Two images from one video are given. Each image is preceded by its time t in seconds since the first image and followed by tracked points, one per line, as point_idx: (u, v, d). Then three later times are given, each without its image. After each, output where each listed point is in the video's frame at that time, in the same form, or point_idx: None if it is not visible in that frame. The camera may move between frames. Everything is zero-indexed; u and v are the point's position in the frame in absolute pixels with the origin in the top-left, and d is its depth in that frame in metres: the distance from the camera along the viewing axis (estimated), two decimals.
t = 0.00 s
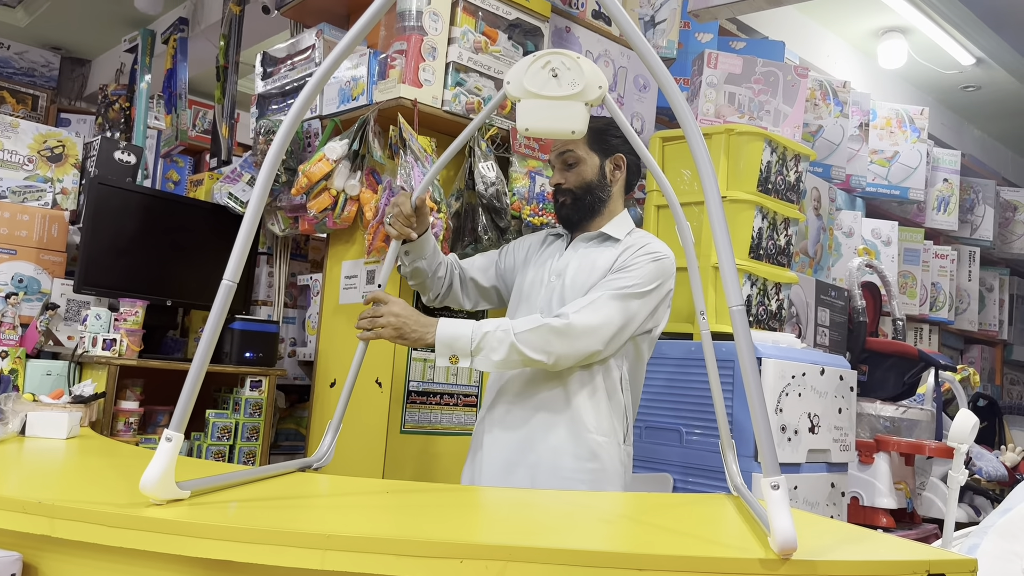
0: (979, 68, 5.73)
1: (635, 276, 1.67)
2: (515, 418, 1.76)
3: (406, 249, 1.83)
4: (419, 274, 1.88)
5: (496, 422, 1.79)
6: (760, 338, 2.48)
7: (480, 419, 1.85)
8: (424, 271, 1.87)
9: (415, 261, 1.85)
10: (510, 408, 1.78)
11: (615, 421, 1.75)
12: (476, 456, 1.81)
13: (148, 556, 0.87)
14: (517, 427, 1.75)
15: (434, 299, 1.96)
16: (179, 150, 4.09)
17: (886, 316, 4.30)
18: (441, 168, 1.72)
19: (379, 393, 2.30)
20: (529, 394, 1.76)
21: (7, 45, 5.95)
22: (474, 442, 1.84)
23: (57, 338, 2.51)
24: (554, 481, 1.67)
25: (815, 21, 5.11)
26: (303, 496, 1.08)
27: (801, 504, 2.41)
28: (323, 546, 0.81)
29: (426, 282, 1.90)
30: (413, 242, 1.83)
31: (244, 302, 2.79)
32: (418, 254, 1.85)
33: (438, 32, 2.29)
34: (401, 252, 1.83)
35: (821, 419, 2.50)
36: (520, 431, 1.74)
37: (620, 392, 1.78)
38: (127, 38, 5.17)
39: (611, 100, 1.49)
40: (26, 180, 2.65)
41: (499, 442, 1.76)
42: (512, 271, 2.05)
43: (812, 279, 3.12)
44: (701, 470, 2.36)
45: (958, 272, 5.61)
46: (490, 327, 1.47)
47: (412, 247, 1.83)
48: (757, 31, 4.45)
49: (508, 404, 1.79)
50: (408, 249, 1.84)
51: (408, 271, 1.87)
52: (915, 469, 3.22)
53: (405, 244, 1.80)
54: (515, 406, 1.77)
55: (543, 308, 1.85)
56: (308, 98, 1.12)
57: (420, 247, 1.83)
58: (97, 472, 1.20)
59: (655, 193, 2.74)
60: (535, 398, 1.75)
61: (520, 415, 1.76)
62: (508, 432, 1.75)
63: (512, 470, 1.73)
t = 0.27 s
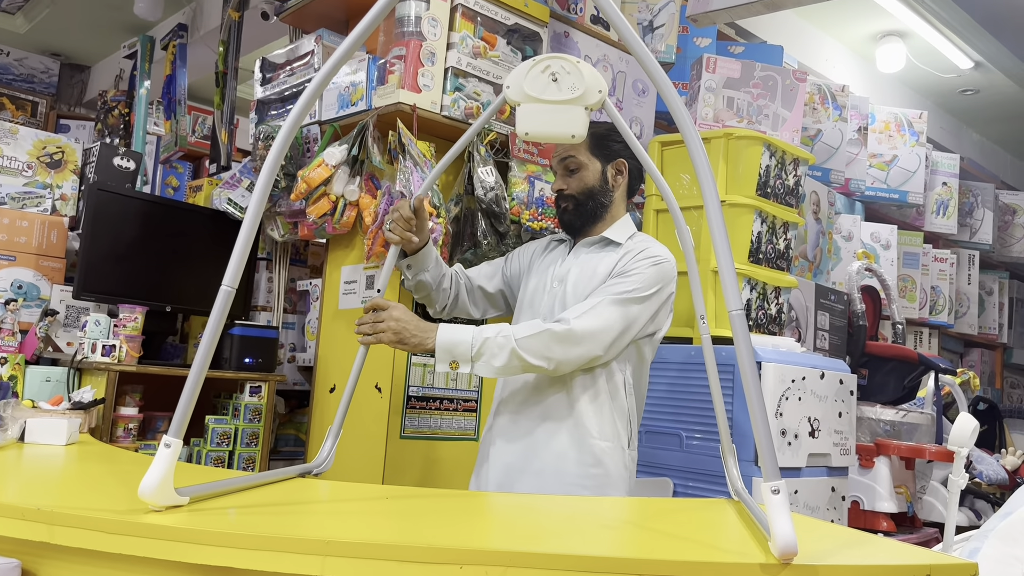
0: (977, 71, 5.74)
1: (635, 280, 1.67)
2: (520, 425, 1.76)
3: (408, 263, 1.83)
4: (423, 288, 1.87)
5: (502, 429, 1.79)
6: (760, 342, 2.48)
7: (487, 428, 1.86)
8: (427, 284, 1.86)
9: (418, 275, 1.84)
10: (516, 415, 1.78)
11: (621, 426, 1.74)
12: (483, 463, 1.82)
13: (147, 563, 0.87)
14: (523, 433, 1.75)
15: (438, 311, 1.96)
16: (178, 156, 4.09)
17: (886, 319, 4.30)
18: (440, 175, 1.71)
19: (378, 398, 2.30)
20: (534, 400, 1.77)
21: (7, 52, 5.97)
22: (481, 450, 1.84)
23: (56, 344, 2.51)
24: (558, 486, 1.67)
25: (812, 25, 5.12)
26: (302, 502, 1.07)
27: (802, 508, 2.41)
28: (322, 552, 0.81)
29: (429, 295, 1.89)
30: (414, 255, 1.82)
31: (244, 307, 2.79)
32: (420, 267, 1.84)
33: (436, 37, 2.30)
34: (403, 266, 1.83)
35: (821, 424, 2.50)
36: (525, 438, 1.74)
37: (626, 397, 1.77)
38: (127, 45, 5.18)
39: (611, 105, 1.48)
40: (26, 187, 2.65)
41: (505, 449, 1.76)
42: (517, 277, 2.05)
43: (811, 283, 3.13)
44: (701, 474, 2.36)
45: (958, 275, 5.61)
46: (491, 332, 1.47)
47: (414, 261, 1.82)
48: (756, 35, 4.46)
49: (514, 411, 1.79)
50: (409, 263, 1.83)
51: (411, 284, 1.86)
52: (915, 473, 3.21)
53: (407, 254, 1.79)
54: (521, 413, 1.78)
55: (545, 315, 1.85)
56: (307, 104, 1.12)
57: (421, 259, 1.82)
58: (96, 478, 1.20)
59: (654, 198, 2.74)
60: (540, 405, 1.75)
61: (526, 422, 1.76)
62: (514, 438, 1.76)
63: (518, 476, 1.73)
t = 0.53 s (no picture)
0: (975, 77, 5.76)
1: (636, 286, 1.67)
2: (523, 434, 1.76)
3: (408, 274, 1.83)
4: (424, 299, 1.87)
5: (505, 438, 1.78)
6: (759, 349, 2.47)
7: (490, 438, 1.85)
8: (427, 295, 1.86)
9: (419, 286, 1.84)
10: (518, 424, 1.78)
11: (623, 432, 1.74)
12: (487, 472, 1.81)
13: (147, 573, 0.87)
14: (526, 442, 1.75)
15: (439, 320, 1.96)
16: (177, 164, 4.10)
17: (886, 325, 4.30)
18: (440, 186, 1.71)
19: (378, 406, 2.29)
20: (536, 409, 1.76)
21: (6, 62, 5.99)
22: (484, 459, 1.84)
23: (55, 353, 2.51)
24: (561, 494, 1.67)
25: (810, 31, 5.14)
26: (302, 510, 1.07)
27: (803, 515, 2.40)
28: (322, 561, 0.81)
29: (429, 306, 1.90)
30: (414, 266, 1.82)
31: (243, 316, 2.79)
32: (421, 278, 1.84)
33: (435, 45, 2.31)
34: (404, 278, 1.83)
35: (822, 430, 2.50)
36: (529, 446, 1.74)
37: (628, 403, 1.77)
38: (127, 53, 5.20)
39: (612, 110, 1.48)
40: (25, 196, 2.65)
41: (508, 458, 1.75)
42: (518, 284, 2.06)
43: (811, 289, 3.13)
44: (702, 481, 2.35)
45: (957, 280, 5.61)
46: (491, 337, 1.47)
47: (414, 273, 1.83)
48: (753, 42, 4.47)
49: (516, 420, 1.79)
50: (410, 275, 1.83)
51: (411, 295, 1.86)
52: (916, 479, 3.21)
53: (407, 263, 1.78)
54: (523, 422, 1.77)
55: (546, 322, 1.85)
56: (305, 112, 1.12)
57: (422, 271, 1.82)
58: (95, 487, 1.19)
59: (653, 204, 2.75)
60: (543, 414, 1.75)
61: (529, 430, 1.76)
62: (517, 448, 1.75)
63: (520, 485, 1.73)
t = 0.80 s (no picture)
0: (972, 84, 5.78)
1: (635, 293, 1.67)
2: (525, 445, 1.76)
3: (407, 284, 1.83)
4: (422, 309, 1.87)
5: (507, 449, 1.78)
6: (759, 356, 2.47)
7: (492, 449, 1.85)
8: (425, 305, 1.86)
9: (417, 297, 1.84)
10: (520, 435, 1.78)
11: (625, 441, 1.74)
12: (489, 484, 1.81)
13: None
14: (528, 453, 1.75)
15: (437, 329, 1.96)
16: (177, 175, 4.11)
17: (886, 332, 4.30)
18: (440, 198, 1.71)
19: (378, 416, 2.29)
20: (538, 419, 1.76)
21: (7, 74, 6.02)
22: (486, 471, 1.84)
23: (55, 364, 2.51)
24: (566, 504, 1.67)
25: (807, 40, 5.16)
26: (303, 521, 1.07)
27: (805, 523, 2.40)
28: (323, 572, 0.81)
29: (427, 315, 1.90)
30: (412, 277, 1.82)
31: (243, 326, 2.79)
32: (419, 287, 1.84)
33: (434, 56, 2.32)
34: (402, 289, 1.83)
35: (823, 438, 2.50)
36: (531, 457, 1.74)
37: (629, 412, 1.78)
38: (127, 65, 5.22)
39: (608, 122, 1.49)
40: (26, 208, 2.66)
41: (510, 469, 1.75)
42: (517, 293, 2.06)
43: (810, 297, 3.13)
44: (703, 490, 2.35)
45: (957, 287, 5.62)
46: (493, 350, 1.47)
47: (413, 283, 1.82)
48: (751, 51, 4.50)
49: (517, 431, 1.79)
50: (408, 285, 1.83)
51: (410, 304, 1.85)
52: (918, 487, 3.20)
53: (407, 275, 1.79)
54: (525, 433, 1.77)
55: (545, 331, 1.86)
56: (303, 122, 1.13)
57: (420, 281, 1.82)
58: (95, 499, 1.19)
59: (652, 212, 2.76)
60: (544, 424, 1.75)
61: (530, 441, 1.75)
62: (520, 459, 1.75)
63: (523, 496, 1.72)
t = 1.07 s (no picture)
0: (969, 95, 5.81)
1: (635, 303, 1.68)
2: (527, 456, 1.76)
3: (408, 290, 1.83)
4: (422, 315, 1.87)
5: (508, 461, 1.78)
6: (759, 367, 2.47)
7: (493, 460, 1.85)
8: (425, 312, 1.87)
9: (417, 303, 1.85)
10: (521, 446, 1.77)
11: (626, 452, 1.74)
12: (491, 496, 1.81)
13: None
14: (529, 465, 1.74)
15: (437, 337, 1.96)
16: (177, 189, 4.12)
17: (886, 342, 4.30)
18: (441, 207, 1.72)
19: (378, 429, 2.29)
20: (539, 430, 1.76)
21: (7, 89, 6.05)
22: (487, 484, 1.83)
23: (55, 379, 2.51)
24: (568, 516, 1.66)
25: (804, 52, 5.20)
26: (303, 536, 1.07)
27: (806, 534, 2.39)
28: None
29: (427, 323, 1.90)
30: (413, 283, 1.83)
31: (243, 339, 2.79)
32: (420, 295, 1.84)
33: (433, 70, 2.33)
34: (403, 294, 1.83)
35: (824, 448, 2.49)
36: (532, 469, 1.73)
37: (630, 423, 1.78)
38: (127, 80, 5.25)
39: (611, 132, 1.50)
40: (26, 223, 2.67)
41: (512, 481, 1.75)
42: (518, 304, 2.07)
43: (810, 307, 3.14)
44: (704, 502, 2.34)
45: (957, 297, 5.62)
46: (494, 359, 1.47)
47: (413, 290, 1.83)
48: (748, 63, 4.52)
49: (518, 442, 1.78)
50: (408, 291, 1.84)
51: (410, 311, 1.86)
52: (919, 497, 3.20)
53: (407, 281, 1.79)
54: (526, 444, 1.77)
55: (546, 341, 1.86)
56: (304, 138, 1.13)
57: (421, 288, 1.83)
58: (94, 515, 1.19)
59: (651, 224, 2.77)
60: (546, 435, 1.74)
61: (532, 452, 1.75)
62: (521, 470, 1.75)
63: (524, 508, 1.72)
